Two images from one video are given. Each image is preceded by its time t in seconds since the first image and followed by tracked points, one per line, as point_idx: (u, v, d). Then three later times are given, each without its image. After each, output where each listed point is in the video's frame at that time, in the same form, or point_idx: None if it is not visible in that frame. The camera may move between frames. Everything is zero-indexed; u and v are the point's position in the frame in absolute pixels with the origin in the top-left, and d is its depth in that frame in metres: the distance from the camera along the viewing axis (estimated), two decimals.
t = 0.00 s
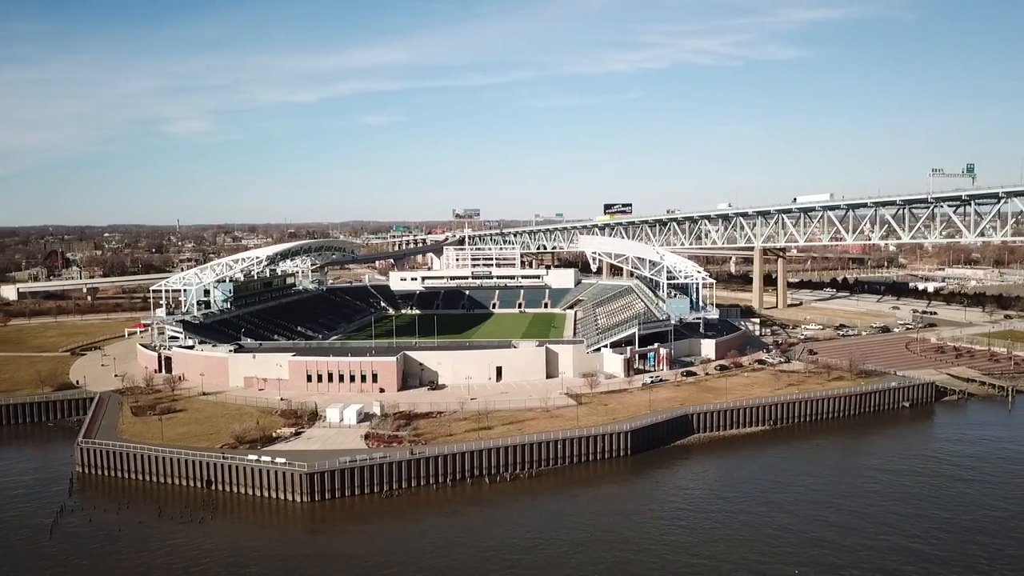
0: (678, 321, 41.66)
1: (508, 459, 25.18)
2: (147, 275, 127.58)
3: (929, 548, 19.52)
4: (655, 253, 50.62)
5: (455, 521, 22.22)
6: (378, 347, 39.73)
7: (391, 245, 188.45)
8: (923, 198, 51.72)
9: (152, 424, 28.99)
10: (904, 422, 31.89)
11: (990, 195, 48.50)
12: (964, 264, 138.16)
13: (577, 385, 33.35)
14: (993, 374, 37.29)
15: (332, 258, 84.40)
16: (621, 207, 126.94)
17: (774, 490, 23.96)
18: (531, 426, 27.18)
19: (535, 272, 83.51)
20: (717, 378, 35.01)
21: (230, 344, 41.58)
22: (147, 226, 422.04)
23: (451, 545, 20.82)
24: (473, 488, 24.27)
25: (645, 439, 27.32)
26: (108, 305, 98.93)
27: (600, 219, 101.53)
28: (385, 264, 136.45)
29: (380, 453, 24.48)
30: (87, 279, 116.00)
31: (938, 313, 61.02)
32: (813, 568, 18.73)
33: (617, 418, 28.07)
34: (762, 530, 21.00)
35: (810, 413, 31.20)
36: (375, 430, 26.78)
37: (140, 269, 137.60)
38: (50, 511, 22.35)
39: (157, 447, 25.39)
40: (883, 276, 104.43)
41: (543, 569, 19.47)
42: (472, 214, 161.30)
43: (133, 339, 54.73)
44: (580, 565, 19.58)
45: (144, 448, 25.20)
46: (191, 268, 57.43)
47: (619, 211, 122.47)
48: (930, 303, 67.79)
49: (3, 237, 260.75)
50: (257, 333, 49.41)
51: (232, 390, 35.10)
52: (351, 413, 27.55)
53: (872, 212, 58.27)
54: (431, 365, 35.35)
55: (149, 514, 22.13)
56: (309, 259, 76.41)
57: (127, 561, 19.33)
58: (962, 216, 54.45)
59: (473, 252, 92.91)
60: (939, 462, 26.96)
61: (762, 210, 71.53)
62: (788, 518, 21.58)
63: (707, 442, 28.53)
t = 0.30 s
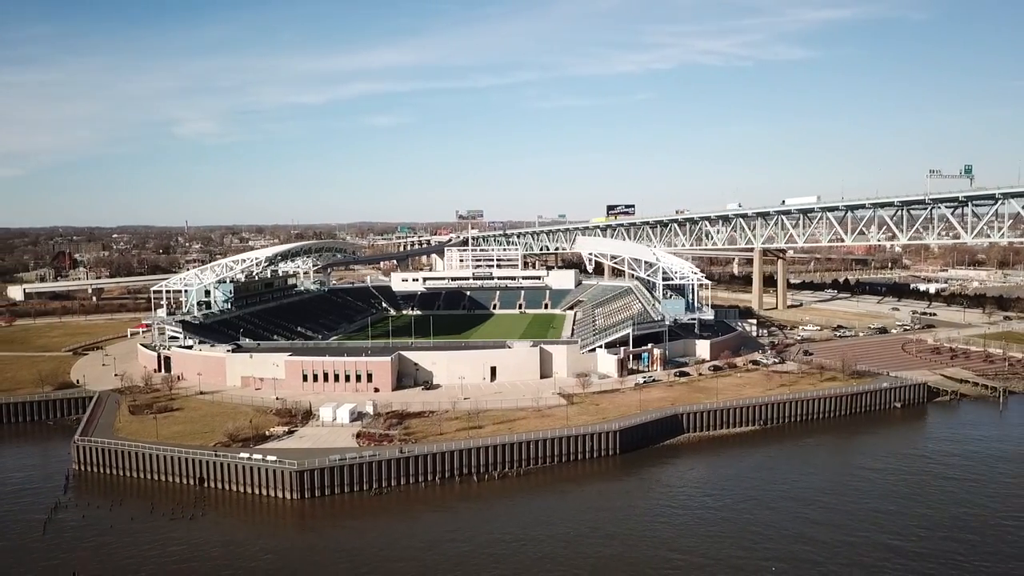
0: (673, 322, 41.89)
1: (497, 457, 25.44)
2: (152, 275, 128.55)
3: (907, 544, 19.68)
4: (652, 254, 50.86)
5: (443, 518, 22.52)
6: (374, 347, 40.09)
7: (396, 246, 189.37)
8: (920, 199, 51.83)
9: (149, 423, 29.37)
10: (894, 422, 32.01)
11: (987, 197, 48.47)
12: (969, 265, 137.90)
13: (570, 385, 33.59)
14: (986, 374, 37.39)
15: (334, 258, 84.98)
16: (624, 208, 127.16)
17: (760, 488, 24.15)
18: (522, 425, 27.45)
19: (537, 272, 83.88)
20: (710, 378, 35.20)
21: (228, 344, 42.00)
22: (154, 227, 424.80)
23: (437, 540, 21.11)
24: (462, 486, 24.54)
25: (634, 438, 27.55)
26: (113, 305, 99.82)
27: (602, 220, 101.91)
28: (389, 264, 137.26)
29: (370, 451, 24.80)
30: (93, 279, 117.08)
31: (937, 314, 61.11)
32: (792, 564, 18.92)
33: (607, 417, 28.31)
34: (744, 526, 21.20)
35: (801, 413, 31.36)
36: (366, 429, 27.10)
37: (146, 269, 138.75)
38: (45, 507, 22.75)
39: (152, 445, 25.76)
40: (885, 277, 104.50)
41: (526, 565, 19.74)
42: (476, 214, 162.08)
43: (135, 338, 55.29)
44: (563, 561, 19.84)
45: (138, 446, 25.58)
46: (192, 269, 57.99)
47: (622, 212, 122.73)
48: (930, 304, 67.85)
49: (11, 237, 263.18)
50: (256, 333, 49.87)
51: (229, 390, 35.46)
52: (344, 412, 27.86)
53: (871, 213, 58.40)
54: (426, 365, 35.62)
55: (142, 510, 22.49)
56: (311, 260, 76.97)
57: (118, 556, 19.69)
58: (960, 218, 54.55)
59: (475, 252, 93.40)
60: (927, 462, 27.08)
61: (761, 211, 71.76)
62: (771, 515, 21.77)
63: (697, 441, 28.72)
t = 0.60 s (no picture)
0: (668, 322, 42.08)
1: (487, 456, 25.71)
2: (158, 275, 129.34)
3: (887, 539, 19.86)
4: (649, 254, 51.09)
5: (431, 514, 22.81)
6: (371, 346, 40.42)
7: (401, 246, 190.10)
8: (918, 200, 51.89)
9: (145, 420, 29.77)
10: (886, 422, 32.12)
11: (984, 198, 48.43)
12: (974, 265, 137.44)
13: (563, 384, 33.82)
14: (980, 375, 37.46)
15: (336, 259, 85.52)
16: (627, 208, 127.32)
17: (746, 485, 24.36)
18: (512, 424, 27.71)
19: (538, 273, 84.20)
20: (702, 377, 35.37)
21: (227, 343, 42.40)
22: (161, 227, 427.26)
23: (423, 536, 21.42)
24: (451, 483, 24.82)
25: (624, 437, 27.77)
26: (118, 304, 100.54)
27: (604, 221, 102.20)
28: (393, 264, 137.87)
29: (360, 449, 25.11)
30: (99, 279, 117.98)
31: (936, 315, 61.12)
32: (771, 558, 19.12)
33: (597, 416, 28.55)
34: (726, 522, 21.40)
35: (791, 412, 31.51)
36: (358, 426, 27.42)
37: (153, 269, 139.68)
38: (40, 502, 23.15)
39: (147, 442, 26.14)
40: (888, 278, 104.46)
41: (510, 560, 20.03)
42: (480, 215, 162.65)
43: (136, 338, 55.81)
44: (547, 557, 20.13)
45: (133, 443, 25.96)
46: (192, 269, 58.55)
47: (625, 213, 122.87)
48: (930, 305, 67.84)
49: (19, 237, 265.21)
50: (256, 333, 50.34)
51: (226, 389, 35.86)
52: (336, 410, 28.17)
53: (869, 214, 58.48)
54: (421, 364, 35.93)
55: (134, 506, 22.85)
56: (313, 260, 77.50)
57: (110, 550, 20.04)
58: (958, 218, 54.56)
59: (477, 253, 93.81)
60: (915, 461, 27.22)
61: (761, 212, 71.91)
62: (755, 511, 21.97)
63: (686, 440, 28.92)
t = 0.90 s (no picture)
0: (664, 322, 42.27)
1: (476, 453, 26.01)
2: (163, 275, 130.05)
3: (868, 534, 20.08)
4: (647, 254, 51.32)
5: (417, 512, 23.06)
6: (368, 345, 40.75)
7: (406, 246, 190.63)
8: (916, 200, 51.91)
9: (142, 418, 30.17)
10: (877, 421, 32.25)
11: (981, 198, 48.41)
12: (978, 266, 137.07)
13: (556, 383, 34.05)
14: (974, 375, 37.52)
15: (337, 258, 85.92)
16: (630, 209, 127.42)
17: (732, 483, 24.60)
18: (503, 422, 28.00)
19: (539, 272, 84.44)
20: (696, 376, 35.53)
21: (226, 342, 42.76)
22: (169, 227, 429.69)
23: (409, 532, 21.73)
24: (440, 480, 25.10)
25: (614, 435, 28.01)
26: (123, 304, 101.17)
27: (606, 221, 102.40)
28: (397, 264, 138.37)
29: (351, 446, 25.43)
30: (105, 279, 118.70)
31: (935, 315, 61.08)
32: (750, 553, 19.35)
33: (588, 415, 28.80)
34: (709, 518, 21.64)
35: (782, 412, 31.68)
36: (350, 424, 27.74)
37: (159, 269, 140.41)
38: (36, 498, 23.56)
39: (143, 439, 26.53)
40: (891, 278, 104.33)
41: (493, 555, 20.34)
42: (484, 215, 162.92)
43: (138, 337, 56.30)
44: (532, 552, 20.41)
45: (129, 440, 26.34)
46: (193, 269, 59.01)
47: (628, 214, 123.00)
48: (931, 305, 67.80)
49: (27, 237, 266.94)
50: (256, 332, 50.74)
51: (224, 387, 36.21)
52: (331, 408, 28.50)
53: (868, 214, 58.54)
54: (416, 363, 36.22)
55: (128, 501, 23.23)
56: (314, 260, 77.96)
57: (102, 543, 20.43)
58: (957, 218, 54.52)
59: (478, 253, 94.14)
60: (903, 460, 27.36)
61: (762, 212, 72.03)
62: (739, 508, 22.21)
63: (677, 439, 29.13)
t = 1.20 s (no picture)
0: (659, 321, 42.47)
1: (466, 451, 26.29)
2: (169, 275, 130.78)
3: (848, 530, 20.34)
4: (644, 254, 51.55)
5: (406, 508, 23.37)
6: (365, 344, 41.06)
7: (410, 245, 191.21)
8: (914, 200, 51.93)
9: (139, 415, 30.56)
10: (868, 420, 32.39)
11: (978, 199, 48.35)
12: (983, 265, 136.58)
13: (550, 382, 34.30)
14: (968, 374, 37.61)
15: (339, 258, 86.36)
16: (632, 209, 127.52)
17: (719, 481, 24.85)
18: (494, 420, 28.29)
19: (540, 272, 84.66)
20: (689, 375, 35.72)
21: (225, 340, 43.15)
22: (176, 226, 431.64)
23: (396, 528, 22.04)
24: (430, 477, 25.42)
25: (603, 433, 28.26)
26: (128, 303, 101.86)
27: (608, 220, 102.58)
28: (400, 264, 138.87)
29: (343, 443, 25.76)
30: (112, 279, 119.48)
31: (934, 315, 61.06)
32: (730, 550, 19.63)
33: (579, 413, 29.05)
34: (693, 517, 21.87)
35: (773, 411, 31.87)
36: (343, 421, 28.07)
37: (165, 269, 141.22)
38: (32, 493, 23.97)
39: (138, 436, 26.91)
40: (893, 278, 104.16)
41: (478, 552, 20.64)
42: (487, 214, 163.27)
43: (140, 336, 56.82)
44: (517, 548, 20.74)
45: (124, 437, 26.70)
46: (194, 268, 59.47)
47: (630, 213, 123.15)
48: (931, 305, 67.70)
49: (35, 236, 268.63)
50: (256, 331, 51.18)
51: (221, 385, 36.60)
52: (324, 406, 28.80)
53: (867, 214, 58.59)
54: (412, 362, 36.51)
55: (122, 497, 23.62)
56: (316, 260, 78.39)
57: (96, 537, 20.81)
58: (955, 218, 54.47)
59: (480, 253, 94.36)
60: (891, 459, 27.56)
61: (761, 212, 72.12)
62: (723, 507, 22.49)
63: (667, 437, 29.37)
